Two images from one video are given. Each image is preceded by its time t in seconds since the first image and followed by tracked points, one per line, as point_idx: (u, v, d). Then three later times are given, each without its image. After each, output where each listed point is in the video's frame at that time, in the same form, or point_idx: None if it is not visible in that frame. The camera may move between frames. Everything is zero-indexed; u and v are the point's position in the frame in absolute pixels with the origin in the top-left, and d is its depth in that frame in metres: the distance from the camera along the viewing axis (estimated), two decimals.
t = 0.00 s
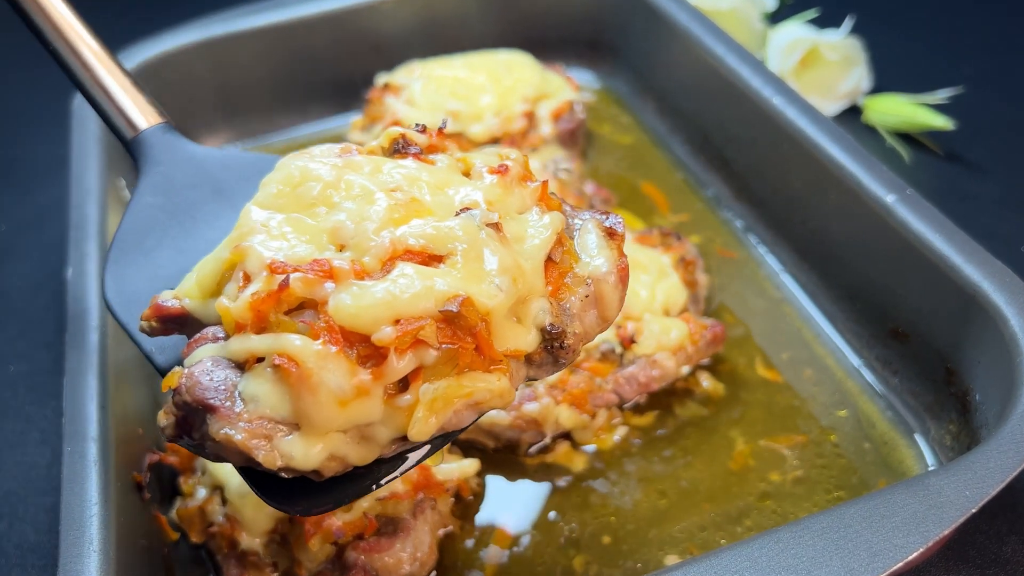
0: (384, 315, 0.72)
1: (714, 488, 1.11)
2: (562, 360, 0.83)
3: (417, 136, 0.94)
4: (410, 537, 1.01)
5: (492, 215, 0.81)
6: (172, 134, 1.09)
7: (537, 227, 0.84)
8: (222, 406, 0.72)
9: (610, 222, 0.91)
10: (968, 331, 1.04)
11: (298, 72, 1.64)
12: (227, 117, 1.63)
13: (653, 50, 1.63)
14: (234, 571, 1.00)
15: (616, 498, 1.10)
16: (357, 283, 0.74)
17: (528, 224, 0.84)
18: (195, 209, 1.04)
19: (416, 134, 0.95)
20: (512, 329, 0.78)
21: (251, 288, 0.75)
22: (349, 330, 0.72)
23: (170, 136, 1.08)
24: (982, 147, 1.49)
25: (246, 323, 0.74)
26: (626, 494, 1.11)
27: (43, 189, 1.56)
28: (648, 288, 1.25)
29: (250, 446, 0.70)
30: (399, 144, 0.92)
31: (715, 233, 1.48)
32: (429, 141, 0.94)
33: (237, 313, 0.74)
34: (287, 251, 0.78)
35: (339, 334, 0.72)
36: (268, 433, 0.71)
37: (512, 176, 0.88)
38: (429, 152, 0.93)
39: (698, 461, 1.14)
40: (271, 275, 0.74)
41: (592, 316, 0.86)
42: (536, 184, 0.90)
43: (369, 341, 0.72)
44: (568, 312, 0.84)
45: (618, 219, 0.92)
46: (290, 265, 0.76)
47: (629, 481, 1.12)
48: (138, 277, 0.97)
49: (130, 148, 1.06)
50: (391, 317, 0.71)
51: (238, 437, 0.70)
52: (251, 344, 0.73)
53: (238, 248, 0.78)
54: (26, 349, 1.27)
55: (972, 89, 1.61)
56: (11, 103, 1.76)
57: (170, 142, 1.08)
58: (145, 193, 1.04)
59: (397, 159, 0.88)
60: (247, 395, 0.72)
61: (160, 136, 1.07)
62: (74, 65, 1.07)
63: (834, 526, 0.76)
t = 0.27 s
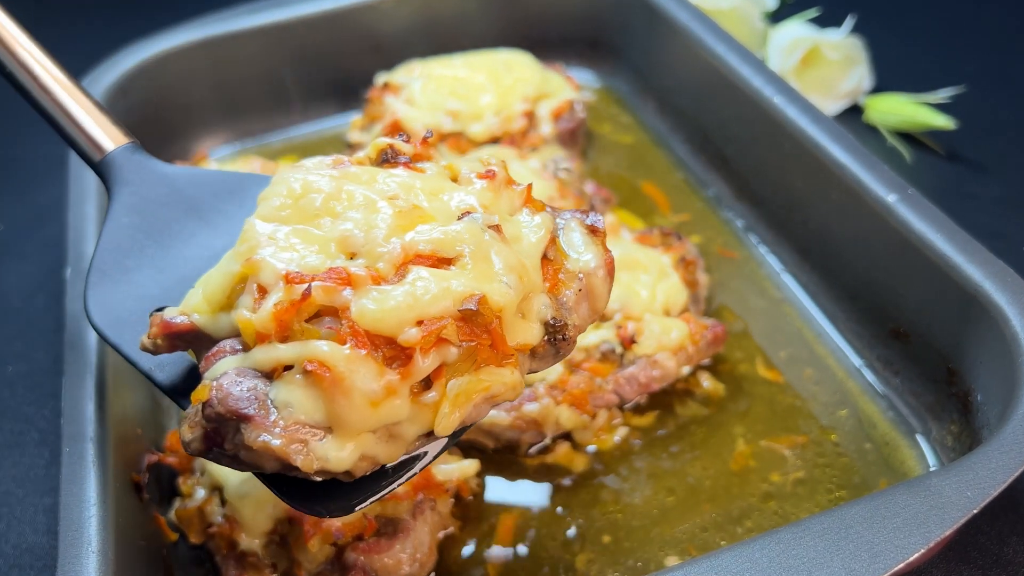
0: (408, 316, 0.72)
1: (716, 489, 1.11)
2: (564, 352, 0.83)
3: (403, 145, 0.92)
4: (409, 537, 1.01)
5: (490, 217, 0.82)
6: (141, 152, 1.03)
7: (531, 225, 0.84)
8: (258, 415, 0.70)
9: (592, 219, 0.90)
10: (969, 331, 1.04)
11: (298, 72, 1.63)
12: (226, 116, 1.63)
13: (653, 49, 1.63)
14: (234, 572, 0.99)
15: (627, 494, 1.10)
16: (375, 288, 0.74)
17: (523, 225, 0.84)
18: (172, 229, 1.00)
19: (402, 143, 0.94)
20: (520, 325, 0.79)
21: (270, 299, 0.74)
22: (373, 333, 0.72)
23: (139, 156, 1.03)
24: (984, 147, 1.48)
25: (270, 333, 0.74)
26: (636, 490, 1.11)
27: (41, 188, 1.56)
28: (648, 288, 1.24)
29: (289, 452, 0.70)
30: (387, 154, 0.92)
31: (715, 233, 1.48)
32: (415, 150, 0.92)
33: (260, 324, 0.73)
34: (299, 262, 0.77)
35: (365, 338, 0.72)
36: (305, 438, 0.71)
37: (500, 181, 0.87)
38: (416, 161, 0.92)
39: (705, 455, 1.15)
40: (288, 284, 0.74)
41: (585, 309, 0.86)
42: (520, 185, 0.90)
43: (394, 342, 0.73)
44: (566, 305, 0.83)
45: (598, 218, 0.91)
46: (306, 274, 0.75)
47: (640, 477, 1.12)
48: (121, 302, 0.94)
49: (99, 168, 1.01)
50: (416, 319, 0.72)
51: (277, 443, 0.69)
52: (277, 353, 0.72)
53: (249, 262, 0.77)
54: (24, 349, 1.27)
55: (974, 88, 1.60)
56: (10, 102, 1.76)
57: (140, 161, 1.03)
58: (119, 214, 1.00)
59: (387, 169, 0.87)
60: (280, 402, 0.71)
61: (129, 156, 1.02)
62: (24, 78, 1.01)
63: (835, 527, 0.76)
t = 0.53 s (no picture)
0: (446, 317, 0.72)
1: (717, 490, 1.10)
2: (587, 335, 0.84)
3: (406, 149, 0.92)
4: (409, 538, 1.00)
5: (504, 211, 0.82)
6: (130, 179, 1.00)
7: (541, 213, 0.84)
8: (315, 429, 0.70)
9: (593, 203, 0.91)
10: (970, 331, 1.04)
11: (297, 71, 1.63)
12: (226, 116, 1.63)
13: (653, 49, 1.62)
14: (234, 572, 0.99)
15: (633, 492, 1.10)
16: (407, 294, 0.74)
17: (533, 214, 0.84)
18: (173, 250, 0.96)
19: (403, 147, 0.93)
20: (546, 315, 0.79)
21: (307, 314, 0.73)
22: (415, 336, 0.72)
23: (129, 183, 1.00)
24: (985, 146, 1.48)
25: (312, 347, 0.73)
26: (643, 488, 1.11)
27: (39, 188, 1.55)
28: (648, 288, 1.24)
29: (349, 460, 0.70)
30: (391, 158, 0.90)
31: (715, 233, 1.47)
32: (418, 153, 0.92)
33: (300, 340, 0.72)
34: (325, 274, 0.76)
35: (408, 342, 0.72)
36: (362, 445, 0.70)
37: (505, 172, 0.87)
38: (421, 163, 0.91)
39: (709, 452, 1.15)
40: (323, 298, 0.73)
41: (600, 294, 0.87)
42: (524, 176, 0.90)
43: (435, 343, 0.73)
44: (584, 290, 0.84)
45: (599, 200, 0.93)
46: (338, 287, 0.74)
47: (646, 475, 1.12)
48: (128, 329, 0.91)
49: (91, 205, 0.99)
50: (455, 318, 0.72)
51: (337, 454, 0.69)
52: (323, 366, 0.72)
53: (278, 279, 0.75)
54: (22, 350, 1.27)
55: (976, 88, 1.60)
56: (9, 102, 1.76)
57: (130, 188, 1.00)
58: (117, 243, 0.96)
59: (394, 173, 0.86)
60: (333, 413, 0.71)
61: (119, 184, 0.99)
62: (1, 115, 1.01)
63: (836, 528, 0.76)
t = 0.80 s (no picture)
0: (480, 292, 0.73)
1: (718, 491, 1.10)
2: (606, 310, 0.84)
3: (409, 147, 0.91)
4: (408, 539, 1.00)
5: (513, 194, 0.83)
6: (125, 207, 1.00)
7: (547, 196, 0.85)
8: (367, 410, 0.69)
9: (591, 187, 0.94)
10: (971, 331, 1.03)
11: (296, 71, 1.63)
12: (225, 116, 1.62)
13: (653, 48, 1.62)
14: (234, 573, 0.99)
15: (636, 490, 1.10)
16: (435, 275, 0.74)
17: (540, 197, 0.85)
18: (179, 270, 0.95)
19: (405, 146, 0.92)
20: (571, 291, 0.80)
21: (342, 301, 0.72)
22: (450, 314, 0.73)
23: (125, 210, 0.99)
24: (987, 146, 1.47)
25: (351, 333, 0.72)
26: (645, 486, 1.11)
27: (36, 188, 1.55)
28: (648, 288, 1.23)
29: (403, 438, 0.69)
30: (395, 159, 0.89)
31: (716, 233, 1.47)
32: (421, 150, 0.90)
33: (339, 328, 0.71)
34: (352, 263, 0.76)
35: (444, 318, 0.72)
36: (413, 423, 0.70)
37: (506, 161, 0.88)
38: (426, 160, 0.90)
39: (711, 451, 1.14)
40: (356, 285, 0.73)
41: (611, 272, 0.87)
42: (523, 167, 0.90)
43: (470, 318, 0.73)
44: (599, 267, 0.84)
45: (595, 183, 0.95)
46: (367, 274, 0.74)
47: (648, 475, 1.12)
48: (145, 347, 0.89)
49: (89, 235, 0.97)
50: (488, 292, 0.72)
51: (390, 432, 0.68)
52: (365, 350, 0.71)
53: (307, 273, 0.75)
54: (20, 350, 1.26)
55: (977, 87, 1.59)
56: (7, 102, 1.76)
57: (127, 213, 0.99)
58: (121, 268, 0.95)
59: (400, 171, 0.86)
60: (381, 393, 0.70)
61: (116, 212, 0.98)
62: None
63: (837, 528, 0.75)
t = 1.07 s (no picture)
0: (466, 273, 0.72)
1: (718, 492, 1.09)
2: (603, 293, 0.84)
3: (399, 126, 0.91)
4: (408, 539, 1.00)
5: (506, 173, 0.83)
6: (113, 190, 1.00)
7: (543, 176, 0.85)
8: (346, 393, 0.68)
9: (590, 167, 0.93)
10: (972, 331, 1.03)
11: (296, 70, 1.63)
12: (224, 116, 1.62)
13: (653, 47, 1.62)
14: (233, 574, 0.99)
15: (638, 490, 1.10)
16: (420, 256, 0.73)
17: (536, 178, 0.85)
18: (165, 255, 0.96)
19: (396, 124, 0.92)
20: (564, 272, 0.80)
21: (321, 283, 0.72)
22: (436, 295, 0.72)
23: (113, 193, 0.99)
24: (988, 145, 1.47)
25: (332, 315, 0.71)
26: (647, 485, 1.11)
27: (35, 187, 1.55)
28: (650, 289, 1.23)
29: (384, 423, 0.68)
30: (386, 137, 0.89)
31: (716, 233, 1.47)
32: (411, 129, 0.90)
33: (318, 310, 0.71)
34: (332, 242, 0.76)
35: (430, 299, 0.72)
36: (395, 408, 0.69)
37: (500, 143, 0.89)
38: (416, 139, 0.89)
39: (712, 450, 1.14)
40: (337, 264, 0.72)
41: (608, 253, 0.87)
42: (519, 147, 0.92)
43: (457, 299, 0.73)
44: (593, 249, 0.85)
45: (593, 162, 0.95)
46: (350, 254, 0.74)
47: (649, 474, 1.12)
48: (127, 331, 0.89)
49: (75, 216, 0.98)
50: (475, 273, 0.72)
51: (371, 416, 0.67)
52: (345, 331, 0.70)
53: (288, 254, 0.74)
54: (19, 350, 1.26)
55: (979, 86, 1.59)
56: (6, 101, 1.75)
57: (115, 197, 0.99)
58: (107, 250, 0.95)
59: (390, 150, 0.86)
60: (360, 376, 0.69)
61: (104, 195, 0.99)
62: None
63: (838, 528, 0.75)
